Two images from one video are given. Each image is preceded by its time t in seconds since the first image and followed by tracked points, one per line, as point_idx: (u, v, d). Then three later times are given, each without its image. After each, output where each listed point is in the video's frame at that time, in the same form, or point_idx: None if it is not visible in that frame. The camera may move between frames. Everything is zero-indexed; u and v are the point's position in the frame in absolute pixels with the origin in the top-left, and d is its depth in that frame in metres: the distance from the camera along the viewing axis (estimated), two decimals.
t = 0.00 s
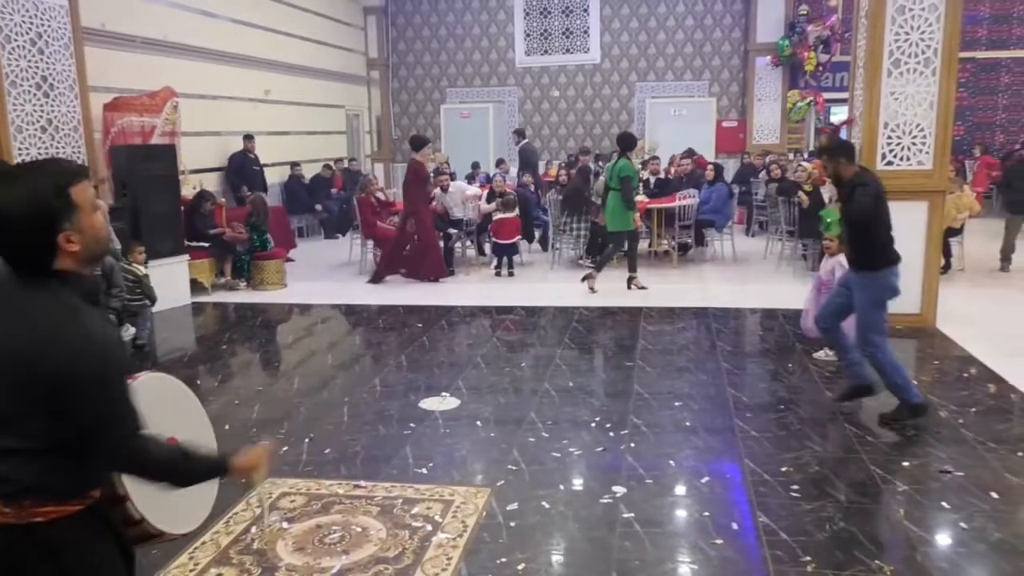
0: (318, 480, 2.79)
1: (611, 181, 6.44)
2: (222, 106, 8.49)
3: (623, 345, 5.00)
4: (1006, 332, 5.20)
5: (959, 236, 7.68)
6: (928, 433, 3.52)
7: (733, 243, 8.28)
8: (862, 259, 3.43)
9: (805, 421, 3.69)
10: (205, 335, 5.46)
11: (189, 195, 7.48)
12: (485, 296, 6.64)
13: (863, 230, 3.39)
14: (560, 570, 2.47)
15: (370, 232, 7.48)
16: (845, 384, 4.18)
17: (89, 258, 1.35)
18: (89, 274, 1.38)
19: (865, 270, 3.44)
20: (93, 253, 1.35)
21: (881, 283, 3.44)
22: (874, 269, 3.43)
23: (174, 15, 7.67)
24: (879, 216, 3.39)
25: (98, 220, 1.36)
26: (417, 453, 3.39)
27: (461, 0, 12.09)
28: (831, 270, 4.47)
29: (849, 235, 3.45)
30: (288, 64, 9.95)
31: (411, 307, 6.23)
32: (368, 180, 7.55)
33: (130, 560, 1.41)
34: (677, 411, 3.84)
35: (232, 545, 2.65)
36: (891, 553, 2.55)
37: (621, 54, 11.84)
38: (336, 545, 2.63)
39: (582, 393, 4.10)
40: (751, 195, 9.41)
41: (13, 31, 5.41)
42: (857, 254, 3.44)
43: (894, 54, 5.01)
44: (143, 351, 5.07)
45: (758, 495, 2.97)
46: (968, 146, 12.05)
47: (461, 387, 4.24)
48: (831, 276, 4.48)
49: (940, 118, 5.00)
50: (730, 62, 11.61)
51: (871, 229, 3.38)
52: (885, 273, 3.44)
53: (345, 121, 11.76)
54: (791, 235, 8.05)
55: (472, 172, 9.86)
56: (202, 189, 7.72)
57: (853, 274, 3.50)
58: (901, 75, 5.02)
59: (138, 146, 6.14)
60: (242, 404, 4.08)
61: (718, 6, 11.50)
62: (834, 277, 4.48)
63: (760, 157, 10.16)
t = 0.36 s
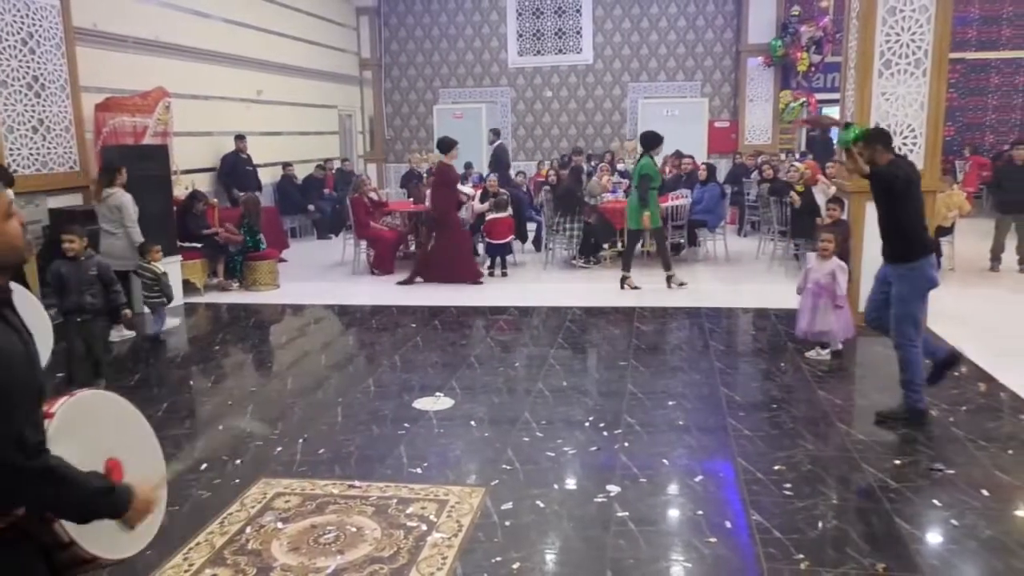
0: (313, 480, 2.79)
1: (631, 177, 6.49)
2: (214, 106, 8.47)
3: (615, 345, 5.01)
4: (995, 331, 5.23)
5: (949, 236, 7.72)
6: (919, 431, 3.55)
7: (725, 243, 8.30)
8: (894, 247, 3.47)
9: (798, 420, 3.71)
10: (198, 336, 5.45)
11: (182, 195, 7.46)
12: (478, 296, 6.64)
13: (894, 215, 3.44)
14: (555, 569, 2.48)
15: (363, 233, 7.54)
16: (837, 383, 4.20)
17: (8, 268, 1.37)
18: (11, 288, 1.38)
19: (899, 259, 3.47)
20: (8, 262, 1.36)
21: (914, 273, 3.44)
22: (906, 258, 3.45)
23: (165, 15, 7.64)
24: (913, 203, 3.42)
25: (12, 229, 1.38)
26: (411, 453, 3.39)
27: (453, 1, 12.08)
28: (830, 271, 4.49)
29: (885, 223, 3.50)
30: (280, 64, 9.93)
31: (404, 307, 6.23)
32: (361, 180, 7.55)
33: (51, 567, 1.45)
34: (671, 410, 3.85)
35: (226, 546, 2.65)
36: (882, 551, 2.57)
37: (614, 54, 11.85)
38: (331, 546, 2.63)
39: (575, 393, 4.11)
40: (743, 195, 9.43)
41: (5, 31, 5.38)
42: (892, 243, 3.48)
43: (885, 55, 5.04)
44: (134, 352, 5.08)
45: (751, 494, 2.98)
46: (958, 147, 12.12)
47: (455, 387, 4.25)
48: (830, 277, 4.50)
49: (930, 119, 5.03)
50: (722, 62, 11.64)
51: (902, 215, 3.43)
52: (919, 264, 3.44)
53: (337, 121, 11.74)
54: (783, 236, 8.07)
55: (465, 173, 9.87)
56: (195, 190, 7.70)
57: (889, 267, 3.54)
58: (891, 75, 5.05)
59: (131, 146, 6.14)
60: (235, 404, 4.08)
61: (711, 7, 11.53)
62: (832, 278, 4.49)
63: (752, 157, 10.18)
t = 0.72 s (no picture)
0: (311, 480, 2.80)
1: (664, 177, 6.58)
2: (209, 107, 8.46)
3: (612, 344, 5.02)
4: (988, 329, 5.25)
5: (943, 236, 7.75)
6: (915, 429, 3.56)
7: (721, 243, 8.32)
8: (905, 254, 3.52)
9: (794, 419, 3.72)
10: (193, 337, 5.45)
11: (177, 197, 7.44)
12: (474, 296, 6.64)
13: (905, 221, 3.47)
14: (553, 569, 2.48)
15: (359, 234, 7.54)
16: (834, 382, 4.21)
17: None
18: None
19: (911, 265, 3.51)
20: None
21: (927, 279, 3.48)
22: (918, 264, 3.49)
23: (159, 16, 7.63)
24: (917, 208, 3.44)
25: None
26: (409, 454, 3.39)
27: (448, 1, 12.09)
28: (825, 271, 4.53)
29: (895, 228, 3.53)
30: (274, 65, 9.91)
31: (400, 308, 6.23)
32: (356, 181, 7.54)
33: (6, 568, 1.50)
34: (668, 410, 3.86)
35: (223, 546, 2.65)
36: (879, 549, 2.58)
37: (608, 55, 11.87)
38: (329, 546, 2.63)
39: (572, 393, 4.11)
40: (738, 195, 9.45)
41: None
42: (904, 248, 3.52)
43: (879, 55, 5.06)
44: (130, 353, 5.07)
45: (748, 492, 2.99)
46: (952, 146, 12.18)
47: (452, 387, 4.25)
48: (826, 277, 4.53)
49: (925, 119, 5.05)
50: (717, 63, 11.67)
51: (909, 222, 3.45)
52: (931, 268, 3.48)
53: (332, 122, 11.74)
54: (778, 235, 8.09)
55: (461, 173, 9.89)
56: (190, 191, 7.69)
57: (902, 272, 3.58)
58: (886, 76, 5.07)
59: (125, 147, 6.13)
60: (232, 406, 4.08)
61: (705, 7, 11.55)
62: (827, 278, 4.53)
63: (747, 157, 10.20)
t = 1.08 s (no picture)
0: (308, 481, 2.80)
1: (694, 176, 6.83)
2: (203, 108, 8.45)
3: (607, 344, 5.03)
4: (981, 329, 5.27)
5: (936, 235, 7.77)
6: (909, 428, 3.58)
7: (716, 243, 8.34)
8: (869, 250, 3.46)
9: (789, 418, 3.73)
10: (188, 338, 5.44)
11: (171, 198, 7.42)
12: (469, 297, 6.64)
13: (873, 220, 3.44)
14: (549, 569, 2.49)
15: (353, 234, 7.54)
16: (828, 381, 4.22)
17: (29, 285, 1.55)
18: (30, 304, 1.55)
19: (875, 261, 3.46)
20: (32, 282, 1.55)
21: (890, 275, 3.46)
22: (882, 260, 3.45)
23: (153, 16, 7.61)
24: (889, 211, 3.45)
25: (42, 252, 1.57)
26: (406, 455, 3.39)
27: (442, 2, 12.09)
28: (802, 271, 4.48)
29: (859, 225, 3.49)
30: (268, 66, 9.90)
31: (395, 308, 6.23)
32: (351, 181, 7.53)
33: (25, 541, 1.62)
34: (664, 410, 3.86)
35: (220, 547, 2.65)
36: (874, 548, 2.59)
37: (602, 55, 11.88)
38: (326, 547, 2.63)
39: (568, 393, 4.12)
40: (732, 195, 9.47)
41: None
42: (866, 245, 3.48)
43: (872, 55, 5.07)
44: (124, 355, 5.06)
45: (744, 492, 3.00)
46: (945, 146, 12.24)
47: (448, 388, 4.25)
48: (802, 277, 4.50)
49: (917, 119, 5.07)
50: (711, 63, 11.69)
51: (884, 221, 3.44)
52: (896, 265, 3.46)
53: (326, 122, 11.73)
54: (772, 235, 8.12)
55: (455, 174, 9.89)
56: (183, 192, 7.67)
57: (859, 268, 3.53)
58: (879, 76, 5.09)
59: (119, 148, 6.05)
60: (228, 407, 4.07)
61: (699, 8, 11.59)
62: (804, 277, 4.51)
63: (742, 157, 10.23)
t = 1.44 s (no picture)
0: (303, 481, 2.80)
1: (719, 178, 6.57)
2: (198, 108, 8.43)
3: (603, 344, 5.04)
4: (976, 329, 5.29)
5: (930, 236, 7.79)
6: (904, 428, 3.59)
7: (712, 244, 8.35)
8: (839, 249, 3.49)
9: (784, 418, 3.74)
10: (183, 339, 5.43)
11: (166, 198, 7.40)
12: (465, 297, 6.63)
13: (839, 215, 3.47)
14: (545, 569, 2.49)
15: (349, 234, 7.54)
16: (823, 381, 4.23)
17: (85, 281, 1.41)
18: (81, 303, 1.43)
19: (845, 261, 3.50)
20: (87, 281, 1.41)
21: (861, 274, 3.50)
22: (853, 259, 3.48)
23: (148, 16, 7.60)
24: (855, 206, 3.48)
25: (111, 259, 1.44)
26: (402, 455, 3.39)
27: (438, 2, 12.09)
28: (785, 272, 4.52)
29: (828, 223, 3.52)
30: (263, 66, 9.89)
31: (391, 308, 6.24)
32: (347, 182, 7.52)
33: None
34: (660, 410, 3.87)
35: (215, 548, 2.64)
36: (870, 548, 2.59)
37: (598, 56, 11.89)
38: (322, 547, 2.63)
39: (564, 393, 4.12)
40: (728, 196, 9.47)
41: None
42: (835, 243, 3.50)
43: (868, 56, 5.08)
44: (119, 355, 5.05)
45: (739, 491, 3.01)
46: (939, 147, 12.27)
47: (443, 388, 4.25)
48: (786, 278, 4.53)
49: (913, 119, 5.09)
50: (706, 64, 11.70)
51: (852, 217, 3.47)
52: (867, 263, 3.49)
53: (321, 122, 11.72)
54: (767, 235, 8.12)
55: (451, 174, 9.90)
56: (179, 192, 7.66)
57: (832, 265, 3.55)
58: (874, 77, 5.10)
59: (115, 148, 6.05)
60: (223, 407, 4.06)
61: (694, 8, 11.60)
62: (788, 278, 4.53)
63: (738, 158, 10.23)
